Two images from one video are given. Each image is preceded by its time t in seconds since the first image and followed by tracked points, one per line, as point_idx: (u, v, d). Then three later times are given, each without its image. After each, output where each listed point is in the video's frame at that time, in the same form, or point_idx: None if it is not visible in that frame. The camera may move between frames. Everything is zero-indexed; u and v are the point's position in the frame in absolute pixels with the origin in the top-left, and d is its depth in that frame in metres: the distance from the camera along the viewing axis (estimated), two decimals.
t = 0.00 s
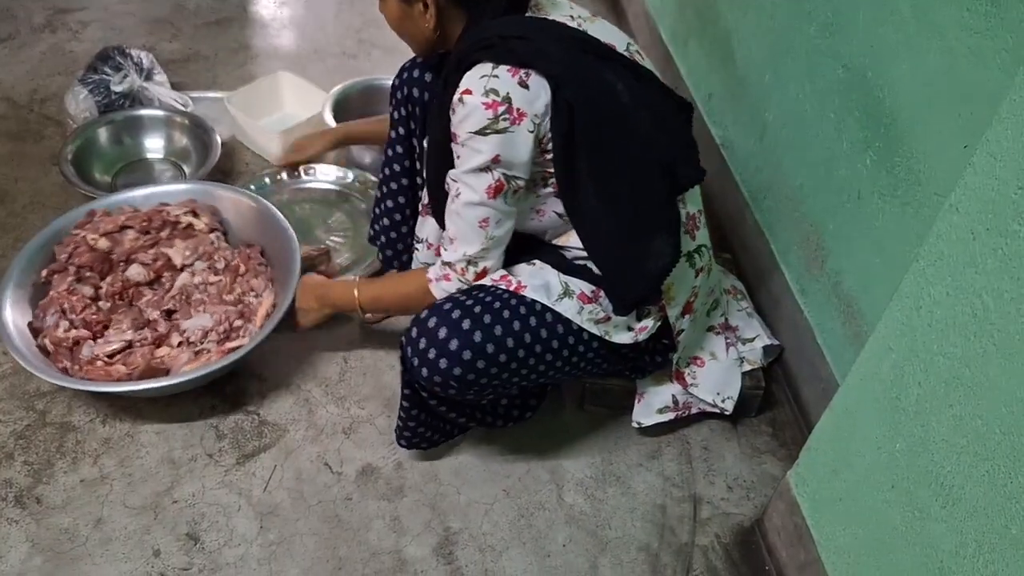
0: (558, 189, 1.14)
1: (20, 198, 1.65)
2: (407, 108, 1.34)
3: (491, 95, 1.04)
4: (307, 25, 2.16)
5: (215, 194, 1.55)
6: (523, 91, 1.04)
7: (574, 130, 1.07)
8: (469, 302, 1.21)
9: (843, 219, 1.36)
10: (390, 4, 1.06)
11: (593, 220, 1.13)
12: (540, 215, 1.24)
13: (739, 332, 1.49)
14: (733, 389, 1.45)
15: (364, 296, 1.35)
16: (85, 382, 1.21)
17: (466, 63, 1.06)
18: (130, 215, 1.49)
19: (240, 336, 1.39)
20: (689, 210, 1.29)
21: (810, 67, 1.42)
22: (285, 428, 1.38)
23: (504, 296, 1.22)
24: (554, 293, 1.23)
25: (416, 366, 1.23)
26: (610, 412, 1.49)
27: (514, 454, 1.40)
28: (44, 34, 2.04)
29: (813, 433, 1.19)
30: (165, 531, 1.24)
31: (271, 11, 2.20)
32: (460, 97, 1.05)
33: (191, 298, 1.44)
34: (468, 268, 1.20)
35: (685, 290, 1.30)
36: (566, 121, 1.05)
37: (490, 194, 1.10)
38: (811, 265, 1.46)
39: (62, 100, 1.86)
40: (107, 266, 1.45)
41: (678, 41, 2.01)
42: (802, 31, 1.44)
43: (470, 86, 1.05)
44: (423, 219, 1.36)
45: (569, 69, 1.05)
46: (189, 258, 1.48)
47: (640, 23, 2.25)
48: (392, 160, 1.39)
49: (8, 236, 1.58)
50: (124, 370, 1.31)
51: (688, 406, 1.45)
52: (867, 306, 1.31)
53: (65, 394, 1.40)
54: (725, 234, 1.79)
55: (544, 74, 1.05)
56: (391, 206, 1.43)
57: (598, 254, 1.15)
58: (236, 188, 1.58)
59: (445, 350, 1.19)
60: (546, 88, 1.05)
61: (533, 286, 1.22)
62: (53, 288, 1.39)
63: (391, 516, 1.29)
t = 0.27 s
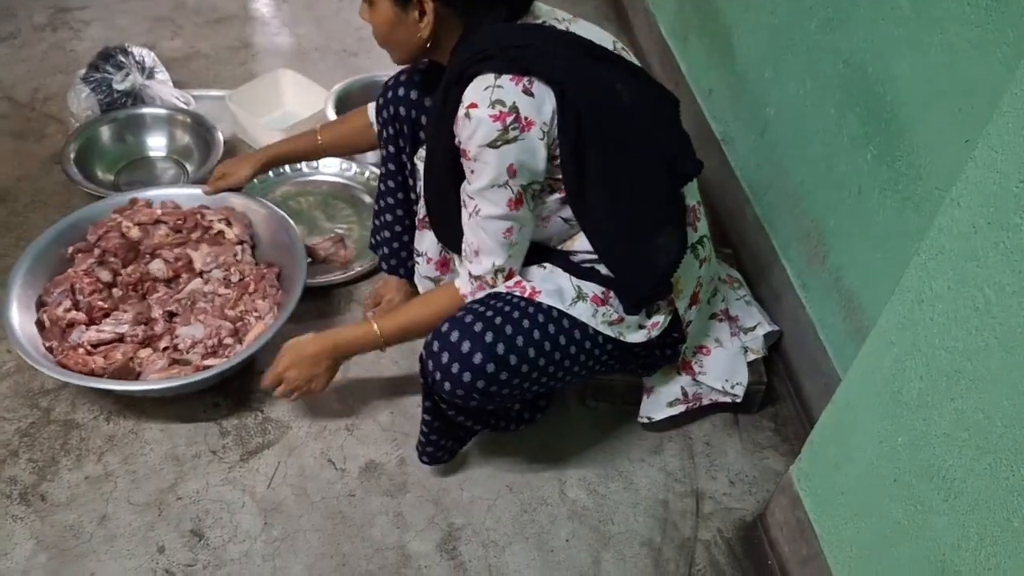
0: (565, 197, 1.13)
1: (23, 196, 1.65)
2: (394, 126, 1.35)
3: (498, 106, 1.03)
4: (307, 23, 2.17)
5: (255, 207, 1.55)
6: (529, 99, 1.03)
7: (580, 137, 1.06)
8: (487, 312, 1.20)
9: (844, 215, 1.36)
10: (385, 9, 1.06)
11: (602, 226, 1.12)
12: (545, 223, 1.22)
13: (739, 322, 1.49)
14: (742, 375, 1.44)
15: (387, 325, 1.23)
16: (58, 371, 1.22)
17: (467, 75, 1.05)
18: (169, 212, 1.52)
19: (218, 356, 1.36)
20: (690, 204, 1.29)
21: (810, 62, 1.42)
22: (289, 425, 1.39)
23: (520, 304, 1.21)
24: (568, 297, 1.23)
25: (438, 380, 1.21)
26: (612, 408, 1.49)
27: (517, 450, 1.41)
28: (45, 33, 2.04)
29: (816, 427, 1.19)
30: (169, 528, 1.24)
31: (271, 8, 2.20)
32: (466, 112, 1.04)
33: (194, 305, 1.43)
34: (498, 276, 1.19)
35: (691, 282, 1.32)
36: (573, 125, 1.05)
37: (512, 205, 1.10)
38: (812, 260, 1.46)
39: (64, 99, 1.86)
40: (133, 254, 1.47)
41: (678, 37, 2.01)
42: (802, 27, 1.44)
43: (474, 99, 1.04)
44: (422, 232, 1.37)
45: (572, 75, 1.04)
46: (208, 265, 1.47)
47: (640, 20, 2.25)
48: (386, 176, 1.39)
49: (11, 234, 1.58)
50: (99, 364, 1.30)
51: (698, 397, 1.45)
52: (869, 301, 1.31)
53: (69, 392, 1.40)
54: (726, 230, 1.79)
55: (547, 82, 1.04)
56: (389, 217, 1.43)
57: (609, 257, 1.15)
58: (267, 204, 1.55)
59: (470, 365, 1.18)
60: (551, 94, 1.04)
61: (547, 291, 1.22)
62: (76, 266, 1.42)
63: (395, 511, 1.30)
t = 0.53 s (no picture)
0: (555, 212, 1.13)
1: (26, 194, 1.66)
2: (388, 133, 1.34)
3: (483, 126, 1.02)
4: (309, 20, 2.17)
5: (254, 202, 1.54)
6: (515, 121, 1.03)
7: (569, 156, 1.05)
8: (489, 313, 1.20)
9: (847, 210, 1.36)
10: (371, 26, 1.05)
11: (591, 240, 1.13)
12: (536, 233, 1.24)
13: (741, 316, 1.49)
14: (745, 368, 1.45)
15: (345, 323, 1.22)
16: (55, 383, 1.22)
17: (454, 92, 1.05)
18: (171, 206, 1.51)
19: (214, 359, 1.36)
20: (687, 207, 1.28)
21: (813, 57, 1.42)
22: (292, 420, 1.39)
23: (522, 305, 1.21)
24: (570, 297, 1.22)
25: (440, 381, 1.21)
26: (615, 403, 1.49)
27: (521, 445, 1.41)
28: (47, 30, 2.05)
29: (820, 422, 1.19)
30: (174, 523, 1.25)
31: (272, 5, 2.20)
32: (450, 127, 1.03)
33: (195, 304, 1.43)
34: (467, 291, 1.18)
35: (693, 287, 1.31)
36: (560, 151, 1.04)
37: (489, 225, 1.09)
38: (815, 255, 1.46)
39: (66, 97, 1.87)
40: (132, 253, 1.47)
41: (680, 32, 2.01)
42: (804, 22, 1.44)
43: (461, 116, 1.03)
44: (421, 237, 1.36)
45: (563, 94, 1.03)
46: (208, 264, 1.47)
47: (641, 15, 2.25)
48: (379, 185, 1.38)
49: (14, 232, 1.59)
50: (97, 372, 1.30)
51: (701, 391, 1.45)
52: (872, 296, 1.31)
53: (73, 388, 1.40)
54: (728, 225, 1.79)
55: (534, 106, 1.03)
56: (382, 228, 1.42)
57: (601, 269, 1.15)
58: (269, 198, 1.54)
59: (472, 366, 1.18)
60: (536, 117, 1.04)
61: (549, 291, 1.22)
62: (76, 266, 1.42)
63: (398, 506, 1.30)
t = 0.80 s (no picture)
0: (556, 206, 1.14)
1: (30, 190, 1.66)
2: (390, 127, 1.33)
3: (487, 125, 1.02)
4: (310, 17, 2.17)
5: (257, 236, 1.50)
6: (520, 119, 1.03)
7: (572, 152, 1.06)
8: (487, 300, 1.21)
9: (848, 204, 1.36)
10: (372, 24, 1.06)
11: (593, 235, 1.13)
12: (540, 228, 1.25)
13: (743, 310, 1.50)
14: (747, 362, 1.45)
15: (347, 342, 1.23)
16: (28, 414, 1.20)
17: (456, 91, 1.05)
18: (172, 234, 1.48)
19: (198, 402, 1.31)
20: (691, 201, 1.28)
21: (814, 52, 1.43)
22: (296, 415, 1.40)
23: (522, 294, 1.22)
24: (570, 288, 1.23)
25: (439, 368, 1.22)
26: (617, 398, 1.50)
27: (523, 439, 1.42)
28: (50, 27, 2.05)
29: (821, 414, 1.20)
30: (179, 517, 1.25)
31: (274, 2, 2.20)
32: (455, 126, 1.04)
33: (182, 338, 1.39)
34: (468, 287, 1.19)
35: (695, 279, 1.32)
36: (562, 146, 1.05)
37: (492, 222, 1.10)
38: (816, 248, 1.47)
39: (69, 94, 1.87)
40: (126, 278, 1.44)
41: (681, 28, 2.01)
42: (805, 16, 1.44)
43: (465, 114, 1.04)
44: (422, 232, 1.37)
45: (566, 90, 1.03)
46: (202, 296, 1.43)
47: (642, 11, 2.25)
48: (381, 178, 1.38)
49: (19, 228, 1.59)
50: (69, 405, 1.25)
51: (703, 385, 1.46)
52: (873, 289, 1.31)
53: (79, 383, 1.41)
54: (729, 220, 1.79)
55: (538, 103, 1.03)
56: (384, 220, 1.42)
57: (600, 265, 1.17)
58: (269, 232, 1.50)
59: (471, 353, 1.19)
60: (541, 114, 1.04)
61: (549, 281, 1.23)
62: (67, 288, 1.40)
63: (403, 500, 1.31)
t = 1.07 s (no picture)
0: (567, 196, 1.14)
1: (36, 188, 1.67)
2: (396, 122, 1.35)
3: (504, 111, 1.02)
4: (313, 15, 2.18)
5: (259, 262, 1.49)
6: (536, 106, 1.03)
7: (586, 140, 1.06)
8: (497, 298, 1.21)
9: (850, 200, 1.37)
10: (384, 17, 1.07)
11: (605, 226, 1.13)
12: (549, 220, 1.26)
13: (745, 304, 1.51)
14: (750, 355, 1.46)
15: (342, 348, 1.20)
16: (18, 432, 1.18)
17: (471, 80, 1.05)
18: (174, 258, 1.47)
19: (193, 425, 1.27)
20: (694, 193, 1.30)
21: (815, 49, 1.43)
22: (300, 411, 1.41)
23: (530, 290, 1.23)
24: (577, 282, 1.24)
25: (452, 368, 1.22)
26: (620, 393, 1.50)
27: (528, 436, 1.42)
28: (55, 26, 2.06)
29: (823, 409, 1.20)
30: (185, 512, 1.26)
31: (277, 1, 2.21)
32: (470, 113, 1.03)
33: (178, 363, 1.38)
34: (467, 283, 1.17)
35: (699, 272, 1.33)
36: (577, 133, 1.05)
37: (500, 212, 1.10)
38: (818, 244, 1.47)
39: (74, 92, 1.88)
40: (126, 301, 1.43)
41: (683, 25, 2.02)
42: (807, 13, 1.45)
43: (480, 101, 1.03)
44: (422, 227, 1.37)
45: (579, 78, 1.04)
46: (202, 319, 1.42)
47: (644, 9, 2.26)
48: (389, 171, 1.39)
49: (25, 226, 1.60)
50: (61, 423, 1.24)
51: (707, 379, 1.46)
52: (875, 285, 1.32)
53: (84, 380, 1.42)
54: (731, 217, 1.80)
55: (553, 88, 1.03)
56: (392, 213, 1.43)
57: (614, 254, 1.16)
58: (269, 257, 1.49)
59: (485, 350, 1.19)
60: (556, 101, 1.04)
61: (556, 276, 1.24)
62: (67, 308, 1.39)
63: (407, 495, 1.31)
